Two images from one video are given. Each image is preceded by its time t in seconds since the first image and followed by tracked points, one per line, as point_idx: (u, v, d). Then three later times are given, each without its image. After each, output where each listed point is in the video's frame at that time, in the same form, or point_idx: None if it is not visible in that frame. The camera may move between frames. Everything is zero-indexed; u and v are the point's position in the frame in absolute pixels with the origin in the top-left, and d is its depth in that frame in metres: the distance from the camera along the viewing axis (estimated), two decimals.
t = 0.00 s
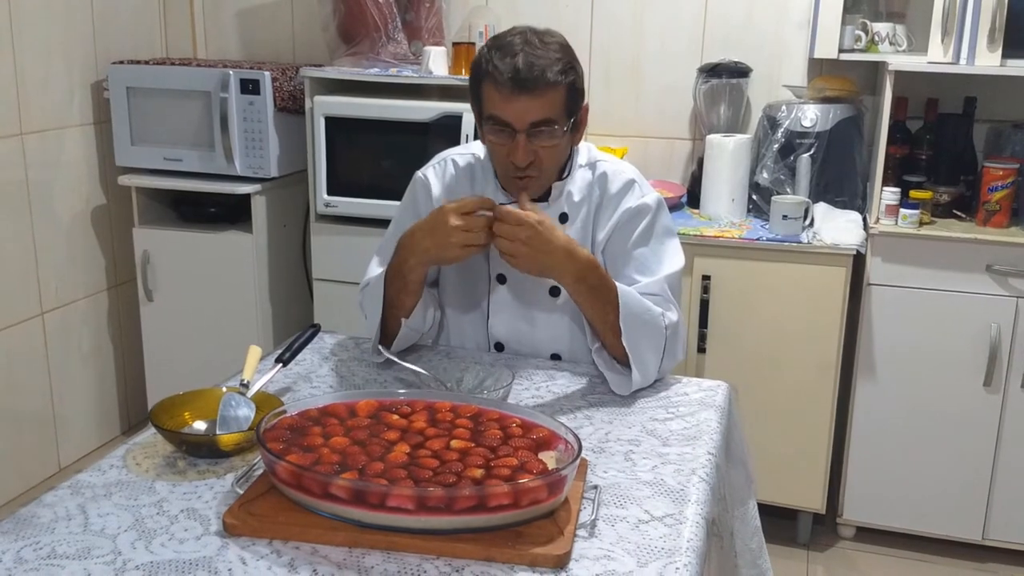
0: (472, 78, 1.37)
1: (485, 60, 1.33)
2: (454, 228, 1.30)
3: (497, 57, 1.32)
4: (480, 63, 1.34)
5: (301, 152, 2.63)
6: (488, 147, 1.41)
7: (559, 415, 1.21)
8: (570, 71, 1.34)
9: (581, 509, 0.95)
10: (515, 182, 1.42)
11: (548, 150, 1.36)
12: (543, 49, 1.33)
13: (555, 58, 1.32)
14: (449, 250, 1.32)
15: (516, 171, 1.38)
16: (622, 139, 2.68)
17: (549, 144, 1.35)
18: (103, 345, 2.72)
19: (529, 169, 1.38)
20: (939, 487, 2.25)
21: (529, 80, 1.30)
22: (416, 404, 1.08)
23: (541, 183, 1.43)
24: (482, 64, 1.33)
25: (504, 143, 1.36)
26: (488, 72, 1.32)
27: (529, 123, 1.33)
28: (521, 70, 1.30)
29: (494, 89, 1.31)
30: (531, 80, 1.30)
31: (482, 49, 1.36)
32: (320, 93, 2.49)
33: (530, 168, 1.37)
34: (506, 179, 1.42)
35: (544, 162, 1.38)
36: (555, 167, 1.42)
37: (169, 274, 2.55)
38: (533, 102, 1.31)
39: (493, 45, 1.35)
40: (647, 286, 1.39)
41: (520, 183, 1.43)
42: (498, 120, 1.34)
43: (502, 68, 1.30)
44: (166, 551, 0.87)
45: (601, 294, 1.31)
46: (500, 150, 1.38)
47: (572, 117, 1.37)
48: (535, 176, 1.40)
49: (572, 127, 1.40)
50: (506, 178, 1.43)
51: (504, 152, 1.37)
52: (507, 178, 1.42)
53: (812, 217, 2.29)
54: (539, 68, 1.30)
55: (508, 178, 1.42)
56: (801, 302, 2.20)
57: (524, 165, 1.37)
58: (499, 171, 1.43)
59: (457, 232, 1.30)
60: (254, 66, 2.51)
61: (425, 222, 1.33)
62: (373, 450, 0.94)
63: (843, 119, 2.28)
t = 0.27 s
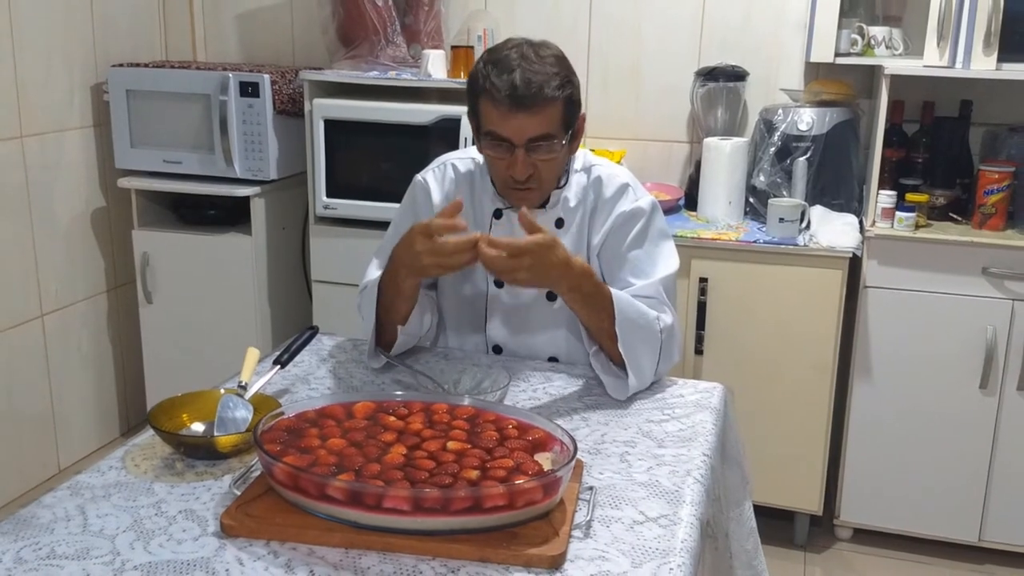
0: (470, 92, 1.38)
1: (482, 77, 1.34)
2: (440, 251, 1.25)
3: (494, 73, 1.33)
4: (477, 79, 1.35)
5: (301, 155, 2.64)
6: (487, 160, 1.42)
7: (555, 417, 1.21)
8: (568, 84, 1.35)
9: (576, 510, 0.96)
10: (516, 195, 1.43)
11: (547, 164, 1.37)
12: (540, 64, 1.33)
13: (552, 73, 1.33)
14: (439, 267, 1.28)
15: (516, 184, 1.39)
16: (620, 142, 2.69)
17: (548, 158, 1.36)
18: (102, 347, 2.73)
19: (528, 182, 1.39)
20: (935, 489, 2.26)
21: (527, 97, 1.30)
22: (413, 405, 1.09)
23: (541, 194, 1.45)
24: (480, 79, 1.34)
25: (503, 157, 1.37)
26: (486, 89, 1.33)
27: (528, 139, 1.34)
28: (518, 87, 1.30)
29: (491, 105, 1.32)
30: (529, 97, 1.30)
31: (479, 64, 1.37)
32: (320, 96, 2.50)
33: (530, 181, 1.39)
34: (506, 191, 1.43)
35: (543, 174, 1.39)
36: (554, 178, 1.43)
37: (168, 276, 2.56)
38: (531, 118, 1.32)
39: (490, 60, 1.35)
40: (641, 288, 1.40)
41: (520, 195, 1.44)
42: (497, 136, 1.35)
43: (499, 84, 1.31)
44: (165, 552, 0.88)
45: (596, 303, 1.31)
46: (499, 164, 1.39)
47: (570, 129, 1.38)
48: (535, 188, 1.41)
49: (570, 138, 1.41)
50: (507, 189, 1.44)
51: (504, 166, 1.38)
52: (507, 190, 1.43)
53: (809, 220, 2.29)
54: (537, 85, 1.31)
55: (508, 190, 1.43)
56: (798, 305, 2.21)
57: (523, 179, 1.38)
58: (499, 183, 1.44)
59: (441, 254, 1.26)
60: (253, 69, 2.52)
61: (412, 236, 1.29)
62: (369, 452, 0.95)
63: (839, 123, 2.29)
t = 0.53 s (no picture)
0: (469, 88, 1.39)
1: (482, 69, 1.35)
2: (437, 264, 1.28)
3: (495, 65, 1.34)
4: (477, 73, 1.36)
5: (299, 159, 2.64)
6: (485, 156, 1.41)
7: (551, 420, 1.22)
8: (567, 80, 1.36)
9: (572, 513, 0.96)
10: (513, 191, 1.43)
11: (546, 158, 1.37)
12: (540, 58, 1.35)
13: (552, 66, 1.34)
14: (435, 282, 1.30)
15: (514, 179, 1.39)
16: (618, 146, 2.69)
17: (547, 151, 1.37)
18: (100, 350, 2.73)
19: (527, 177, 1.39)
20: (932, 493, 2.26)
21: (528, 88, 1.32)
22: (410, 409, 1.09)
23: (538, 191, 1.44)
24: (480, 73, 1.36)
25: (502, 151, 1.37)
26: (487, 81, 1.34)
27: (528, 131, 1.34)
28: (519, 78, 1.32)
29: (492, 96, 1.33)
30: (530, 87, 1.32)
31: (479, 60, 1.38)
32: (318, 101, 2.50)
33: (529, 175, 1.38)
34: (503, 187, 1.42)
35: (542, 170, 1.39)
36: (552, 176, 1.43)
37: (167, 280, 2.56)
38: (532, 110, 1.33)
39: (490, 55, 1.37)
40: (637, 293, 1.40)
41: (517, 192, 1.43)
42: (496, 129, 1.36)
43: (500, 76, 1.33)
44: (161, 554, 0.88)
45: (591, 310, 1.32)
46: (497, 159, 1.39)
47: (569, 125, 1.39)
48: (533, 185, 1.41)
49: (568, 136, 1.42)
50: (504, 187, 1.44)
51: (503, 160, 1.38)
52: (504, 187, 1.42)
53: (806, 224, 2.30)
54: (537, 77, 1.33)
55: (506, 186, 1.43)
56: (795, 309, 2.21)
57: (522, 173, 1.38)
58: (497, 181, 1.44)
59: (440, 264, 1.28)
60: (252, 73, 2.53)
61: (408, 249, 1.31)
62: (366, 454, 0.95)
63: (836, 127, 2.30)
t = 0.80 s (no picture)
0: (475, 79, 1.40)
1: (489, 58, 1.36)
2: (439, 264, 1.30)
3: (502, 54, 1.36)
4: (484, 62, 1.37)
5: (300, 162, 2.65)
6: (489, 145, 1.42)
7: (551, 422, 1.22)
8: (571, 71, 1.38)
9: (571, 515, 0.96)
10: (516, 181, 1.43)
11: (550, 147, 1.38)
12: (545, 48, 1.36)
13: (557, 57, 1.36)
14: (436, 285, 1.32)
15: (518, 168, 1.40)
16: (619, 149, 2.70)
17: (550, 140, 1.38)
18: (102, 354, 2.74)
19: (530, 166, 1.40)
20: (932, 495, 2.27)
21: (534, 75, 1.33)
22: (410, 411, 1.09)
23: (540, 182, 1.45)
24: (487, 62, 1.37)
25: (507, 140, 1.38)
26: (493, 69, 1.35)
27: (533, 119, 1.35)
28: (526, 66, 1.33)
29: (499, 84, 1.34)
30: (536, 75, 1.33)
31: (485, 51, 1.40)
32: (318, 104, 2.51)
33: (533, 165, 1.39)
34: (506, 177, 1.43)
35: (544, 159, 1.40)
36: (553, 169, 1.44)
37: (168, 284, 2.57)
38: (537, 97, 1.34)
39: (496, 45, 1.38)
40: (637, 294, 1.40)
41: (520, 182, 1.44)
42: (501, 117, 1.37)
43: (507, 63, 1.34)
44: (162, 557, 0.88)
45: (589, 310, 1.32)
46: (501, 148, 1.40)
47: (572, 116, 1.41)
48: (535, 175, 1.42)
49: (570, 129, 1.43)
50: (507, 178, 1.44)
51: (507, 149, 1.39)
52: (508, 177, 1.43)
53: (806, 226, 2.30)
54: (543, 65, 1.34)
55: (509, 177, 1.43)
56: (795, 311, 2.21)
57: (526, 162, 1.38)
58: (500, 171, 1.44)
59: (445, 264, 1.29)
60: (253, 77, 2.54)
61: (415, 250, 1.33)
62: (366, 457, 0.96)
63: (835, 129, 2.30)
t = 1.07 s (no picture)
0: (475, 82, 1.41)
1: (489, 62, 1.37)
2: (438, 266, 1.30)
3: (502, 57, 1.36)
4: (484, 65, 1.38)
5: (297, 166, 2.65)
6: (488, 149, 1.43)
7: (549, 425, 1.22)
8: (570, 75, 1.38)
9: (569, 518, 0.97)
10: (515, 185, 1.43)
11: (549, 151, 1.39)
12: (545, 52, 1.37)
13: (556, 61, 1.37)
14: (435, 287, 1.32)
15: (517, 171, 1.40)
16: (616, 152, 2.70)
17: (549, 144, 1.38)
18: (99, 358, 2.74)
19: (528, 169, 1.40)
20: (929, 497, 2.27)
21: (533, 79, 1.34)
22: (408, 414, 1.10)
23: (539, 186, 1.45)
24: (487, 65, 1.37)
25: (506, 143, 1.38)
26: (493, 72, 1.36)
27: (531, 123, 1.36)
28: (526, 69, 1.34)
29: (499, 87, 1.35)
30: (535, 78, 1.34)
31: (485, 55, 1.41)
32: (316, 108, 2.51)
33: (531, 168, 1.39)
34: (505, 180, 1.43)
35: (543, 163, 1.40)
36: (551, 172, 1.44)
37: (165, 287, 2.57)
38: (536, 101, 1.34)
39: (496, 49, 1.39)
40: (635, 297, 1.41)
41: (519, 186, 1.44)
42: (500, 121, 1.37)
43: (507, 66, 1.35)
44: (161, 560, 0.89)
45: (588, 313, 1.32)
46: (500, 151, 1.40)
47: (571, 121, 1.41)
48: (534, 178, 1.42)
49: (569, 133, 1.43)
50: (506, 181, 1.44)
51: (506, 152, 1.39)
52: (507, 180, 1.43)
53: (802, 228, 2.31)
54: (543, 69, 1.35)
55: (507, 180, 1.43)
56: (792, 313, 2.22)
57: (525, 165, 1.39)
58: (499, 174, 1.45)
59: (445, 265, 1.29)
60: (250, 81, 2.54)
61: (414, 255, 1.33)
62: (364, 460, 0.96)
63: (830, 133, 2.31)
